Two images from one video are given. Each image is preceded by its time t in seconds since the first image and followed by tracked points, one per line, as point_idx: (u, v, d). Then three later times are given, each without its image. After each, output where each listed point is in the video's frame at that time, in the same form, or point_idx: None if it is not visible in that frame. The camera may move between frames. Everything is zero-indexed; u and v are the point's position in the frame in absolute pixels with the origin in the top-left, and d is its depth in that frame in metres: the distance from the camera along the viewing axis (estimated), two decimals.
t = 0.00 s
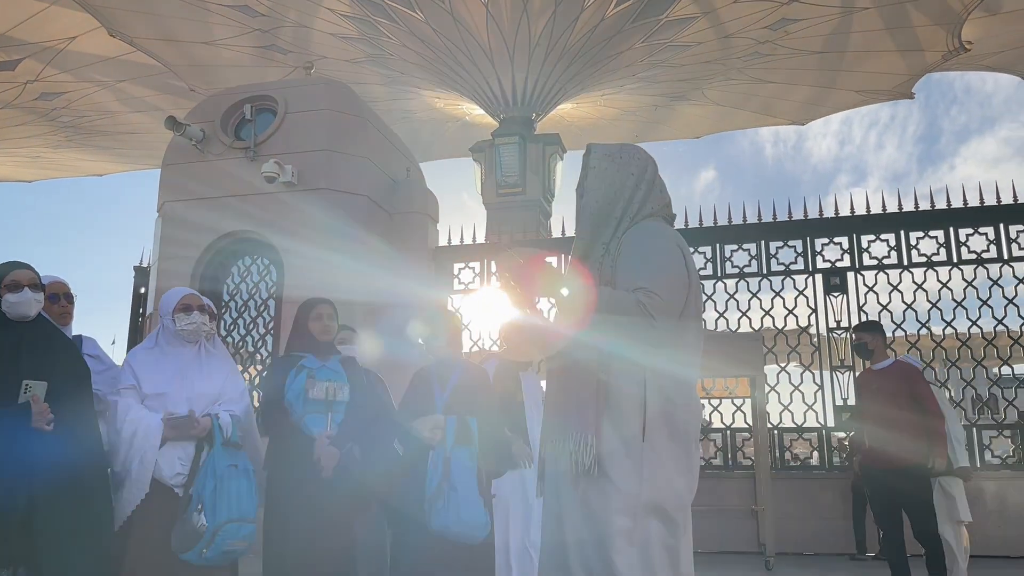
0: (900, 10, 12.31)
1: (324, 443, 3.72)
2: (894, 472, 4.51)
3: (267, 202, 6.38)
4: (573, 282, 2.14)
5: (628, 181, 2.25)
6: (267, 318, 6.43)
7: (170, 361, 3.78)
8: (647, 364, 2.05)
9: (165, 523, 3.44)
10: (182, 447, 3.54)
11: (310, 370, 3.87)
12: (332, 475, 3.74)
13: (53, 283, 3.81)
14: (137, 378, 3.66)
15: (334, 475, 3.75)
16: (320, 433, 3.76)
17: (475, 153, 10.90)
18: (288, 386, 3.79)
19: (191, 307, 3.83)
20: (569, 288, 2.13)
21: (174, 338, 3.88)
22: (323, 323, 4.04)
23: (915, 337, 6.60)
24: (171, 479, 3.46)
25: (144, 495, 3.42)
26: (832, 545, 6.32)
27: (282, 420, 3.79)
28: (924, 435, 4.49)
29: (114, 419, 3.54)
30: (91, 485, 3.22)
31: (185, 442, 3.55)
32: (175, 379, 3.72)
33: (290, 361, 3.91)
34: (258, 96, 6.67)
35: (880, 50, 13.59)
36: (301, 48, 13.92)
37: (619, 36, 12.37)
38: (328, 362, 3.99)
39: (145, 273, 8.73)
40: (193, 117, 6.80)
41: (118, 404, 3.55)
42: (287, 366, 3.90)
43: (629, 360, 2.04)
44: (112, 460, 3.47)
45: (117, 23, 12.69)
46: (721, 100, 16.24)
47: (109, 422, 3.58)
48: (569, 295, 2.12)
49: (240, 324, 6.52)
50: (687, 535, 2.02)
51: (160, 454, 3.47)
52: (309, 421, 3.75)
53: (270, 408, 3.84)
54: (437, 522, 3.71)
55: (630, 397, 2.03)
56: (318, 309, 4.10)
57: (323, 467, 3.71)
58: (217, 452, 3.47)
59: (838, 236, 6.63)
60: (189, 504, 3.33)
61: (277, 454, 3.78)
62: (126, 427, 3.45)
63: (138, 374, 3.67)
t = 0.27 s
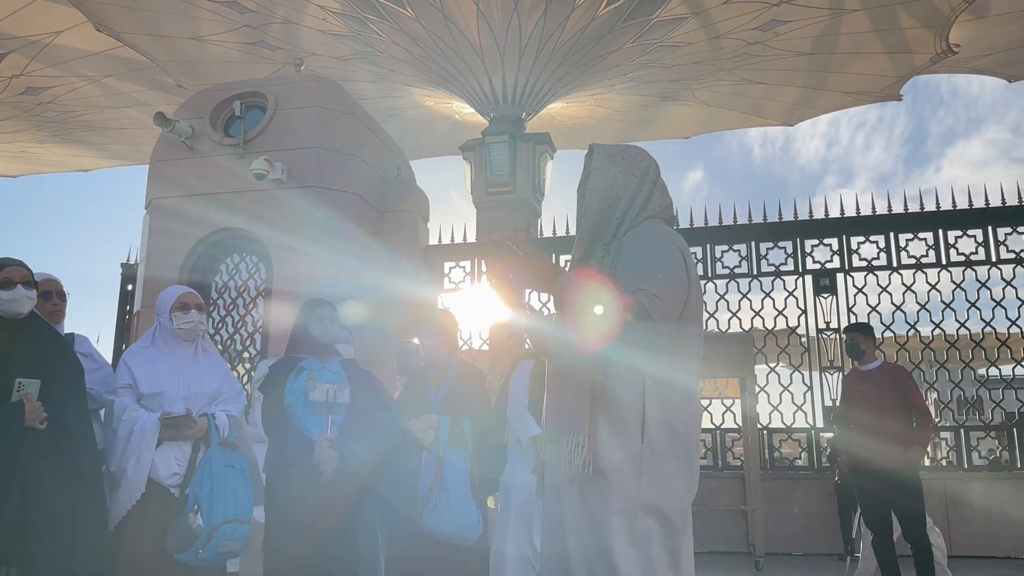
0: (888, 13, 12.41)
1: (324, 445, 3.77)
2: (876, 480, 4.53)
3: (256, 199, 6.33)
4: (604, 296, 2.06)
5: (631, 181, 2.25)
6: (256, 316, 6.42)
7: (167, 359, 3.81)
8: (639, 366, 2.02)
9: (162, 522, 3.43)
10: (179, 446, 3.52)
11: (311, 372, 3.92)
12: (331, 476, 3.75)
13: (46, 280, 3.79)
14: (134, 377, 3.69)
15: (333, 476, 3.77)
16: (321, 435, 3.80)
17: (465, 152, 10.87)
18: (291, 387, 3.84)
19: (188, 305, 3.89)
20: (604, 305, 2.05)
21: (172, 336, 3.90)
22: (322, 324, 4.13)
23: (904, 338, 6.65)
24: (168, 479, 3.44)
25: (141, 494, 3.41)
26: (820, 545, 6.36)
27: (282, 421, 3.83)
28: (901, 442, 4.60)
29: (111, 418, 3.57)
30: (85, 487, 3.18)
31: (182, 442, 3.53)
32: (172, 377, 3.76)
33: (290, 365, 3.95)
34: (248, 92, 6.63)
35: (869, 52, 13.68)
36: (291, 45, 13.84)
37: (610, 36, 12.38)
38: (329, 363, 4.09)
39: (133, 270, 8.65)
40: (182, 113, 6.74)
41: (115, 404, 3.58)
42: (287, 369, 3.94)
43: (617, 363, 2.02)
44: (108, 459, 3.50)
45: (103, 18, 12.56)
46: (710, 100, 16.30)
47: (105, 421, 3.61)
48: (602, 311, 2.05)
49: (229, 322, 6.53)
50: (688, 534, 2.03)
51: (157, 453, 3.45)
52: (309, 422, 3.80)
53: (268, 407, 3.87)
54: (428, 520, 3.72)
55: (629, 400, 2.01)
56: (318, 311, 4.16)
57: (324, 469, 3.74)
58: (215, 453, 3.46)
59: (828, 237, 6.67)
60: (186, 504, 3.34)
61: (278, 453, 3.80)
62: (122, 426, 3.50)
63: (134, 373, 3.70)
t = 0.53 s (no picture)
0: (877, 15, 12.51)
1: (325, 445, 3.87)
2: (859, 480, 4.62)
3: (247, 196, 6.30)
4: (611, 307, 2.02)
5: (631, 181, 2.28)
6: (246, 314, 6.32)
7: (168, 357, 3.81)
8: (628, 364, 2.04)
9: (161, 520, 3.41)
10: (180, 444, 3.54)
11: (310, 370, 4.00)
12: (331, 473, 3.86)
13: (42, 276, 3.83)
14: (134, 374, 3.67)
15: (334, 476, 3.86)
16: (320, 434, 3.89)
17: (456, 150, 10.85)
18: (289, 388, 3.93)
19: (189, 303, 3.88)
20: (611, 318, 2.01)
21: (172, 334, 3.90)
22: (322, 327, 4.17)
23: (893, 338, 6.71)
24: (167, 477, 3.45)
25: (140, 492, 3.39)
26: (810, 543, 6.41)
27: (283, 421, 3.91)
28: (890, 442, 4.65)
29: (109, 416, 3.56)
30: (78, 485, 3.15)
31: (182, 440, 3.55)
32: (172, 375, 3.75)
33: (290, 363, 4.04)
34: (239, 88, 6.59)
35: (858, 54, 13.79)
36: (281, 42, 13.76)
37: (601, 36, 12.41)
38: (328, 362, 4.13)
39: (122, 267, 8.59)
40: (173, 109, 6.70)
41: (114, 401, 3.57)
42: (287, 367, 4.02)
43: (611, 363, 2.04)
44: (106, 457, 3.48)
45: (91, 12, 12.44)
46: (701, 101, 16.36)
47: (104, 418, 3.59)
48: (609, 324, 2.02)
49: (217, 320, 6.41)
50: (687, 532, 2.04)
51: (156, 450, 3.45)
52: (309, 420, 3.88)
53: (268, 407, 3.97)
54: (423, 520, 3.72)
55: (625, 398, 2.02)
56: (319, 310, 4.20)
57: (322, 466, 3.84)
58: (215, 450, 3.47)
59: (818, 237, 6.72)
60: (185, 502, 3.33)
61: (279, 452, 3.89)
62: (122, 423, 3.48)
63: (134, 370, 3.68)
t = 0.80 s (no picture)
0: (869, 17, 12.60)
1: (323, 443, 3.88)
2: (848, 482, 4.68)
3: (238, 194, 6.28)
4: (607, 296, 1.92)
5: (628, 183, 2.29)
6: (238, 310, 6.31)
7: (166, 356, 3.80)
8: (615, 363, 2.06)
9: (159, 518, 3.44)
10: (177, 445, 3.55)
11: (308, 369, 3.99)
12: (331, 472, 3.89)
13: (37, 274, 3.81)
14: (131, 375, 3.67)
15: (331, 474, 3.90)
16: (319, 432, 3.91)
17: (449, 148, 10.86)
18: (286, 388, 3.92)
19: (187, 303, 3.85)
20: (609, 306, 1.91)
21: (169, 333, 3.88)
22: (320, 324, 4.10)
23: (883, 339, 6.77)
24: (165, 477, 3.47)
25: (137, 493, 3.43)
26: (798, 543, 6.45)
27: (281, 418, 3.92)
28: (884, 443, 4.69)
29: (107, 415, 3.57)
30: (73, 486, 3.15)
31: (180, 441, 3.56)
32: (169, 375, 3.75)
33: (288, 360, 4.01)
34: (232, 85, 6.56)
35: (849, 56, 13.87)
36: (273, 38, 13.71)
37: (593, 36, 12.42)
38: (325, 360, 4.11)
39: (112, 263, 8.54)
40: (164, 105, 6.66)
41: (111, 401, 3.57)
42: (285, 365, 4.00)
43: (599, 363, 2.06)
44: (103, 456, 3.49)
45: (81, 7, 12.35)
46: (692, 101, 16.42)
47: (102, 417, 3.59)
48: (606, 312, 1.92)
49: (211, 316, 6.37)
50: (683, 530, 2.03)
51: (154, 451, 3.48)
52: (306, 420, 3.89)
53: (268, 405, 3.96)
54: (422, 520, 3.74)
55: (614, 395, 2.02)
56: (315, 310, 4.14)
57: (320, 465, 3.87)
58: (212, 452, 3.52)
59: (810, 238, 6.76)
60: (183, 503, 3.41)
61: (275, 450, 3.91)
62: (120, 424, 3.49)
63: (132, 371, 3.68)
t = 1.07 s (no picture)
0: (863, 19, 12.66)
1: (319, 440, 3.87)
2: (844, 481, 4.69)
3: (231, 191, 6.26)
4: (592, 285, 2.07)
5: (632, 185, 2.31)
6: (233, 308, 6.25)
7: (160, 354, 3.80)
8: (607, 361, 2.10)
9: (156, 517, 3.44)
10: (173, 443, 3.57)
11: (306, 368, 3.99)
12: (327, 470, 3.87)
13: (36, 271, 3.81)
14: (127, 372, 3.67)
15: (329, 472, 3.89)
16: (316, 429, 3.90)
17: (445, 147, 10.86)
18: (284, 385, 3.92)
19: (181, 299, 3.85)
20: (594, 295, 2.06)
21: (164, 330, 3.88)
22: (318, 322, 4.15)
23: (877, 341, 6.83)
24: (164, 475, 3.48)
25: (134, 491, 3.42)
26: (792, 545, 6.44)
27: (280, 416, 3.93)
28: (874, 443, 4.71)
29: (102, 413, 3.55)
30: (70, 487, 3.15)
31: (176, 439, 3.57)
32: (165, 372, 3.75)
33: (285, 360, 4.02)
34: (227, 83, 6.54)
35: (844, 58, 13.93)
36: (268, 36, 13.68)
37: (588, 36, 12.43)
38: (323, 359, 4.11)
39: (107, 260, 8.52)
40: (160, 103, 6.63)
41: (107, 399, 3.57)
42: (282, 365, 4.01)
43: (589, 361, 2.10)
44: (99, 454, 3.49)
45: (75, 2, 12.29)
46: (687, 102, 16.46)
47: (96, 415, 3.58)
48: (593, 301, 2.08)
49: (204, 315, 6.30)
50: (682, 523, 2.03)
51: (151, 449, 3.48)
52: (304, 417, 3.89)
53: (265, 402, 4.00)
54: (422, 518, 3.74)
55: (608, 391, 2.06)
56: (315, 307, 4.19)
57: (318, 463, 3.84)
58: (211, 450, 3.52)
59: (804, 240, 6.81)
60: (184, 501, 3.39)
61: (274, 447, 3.92)
62: (116, 421, 3.49)
63: (127, 368, 3.68)
